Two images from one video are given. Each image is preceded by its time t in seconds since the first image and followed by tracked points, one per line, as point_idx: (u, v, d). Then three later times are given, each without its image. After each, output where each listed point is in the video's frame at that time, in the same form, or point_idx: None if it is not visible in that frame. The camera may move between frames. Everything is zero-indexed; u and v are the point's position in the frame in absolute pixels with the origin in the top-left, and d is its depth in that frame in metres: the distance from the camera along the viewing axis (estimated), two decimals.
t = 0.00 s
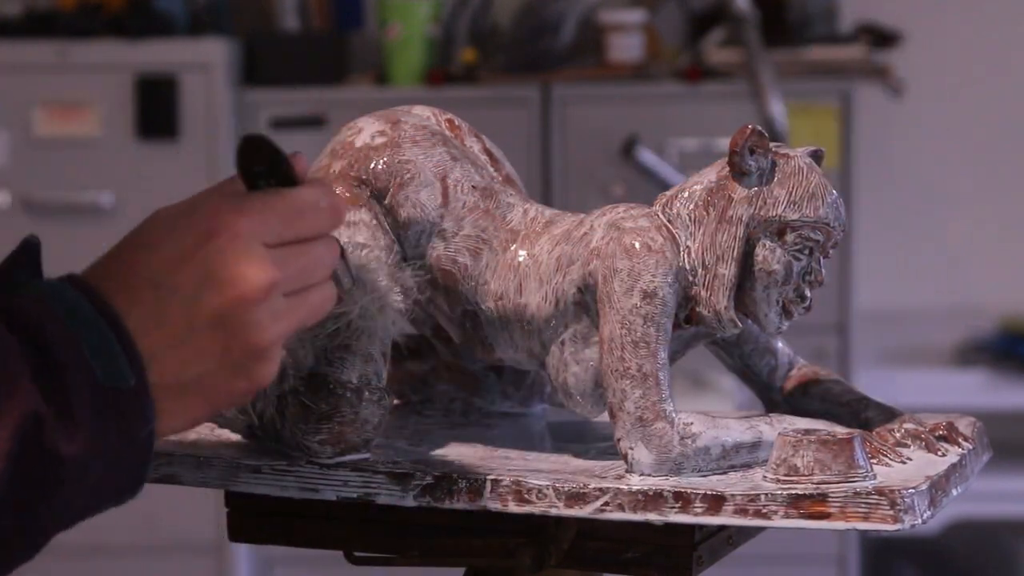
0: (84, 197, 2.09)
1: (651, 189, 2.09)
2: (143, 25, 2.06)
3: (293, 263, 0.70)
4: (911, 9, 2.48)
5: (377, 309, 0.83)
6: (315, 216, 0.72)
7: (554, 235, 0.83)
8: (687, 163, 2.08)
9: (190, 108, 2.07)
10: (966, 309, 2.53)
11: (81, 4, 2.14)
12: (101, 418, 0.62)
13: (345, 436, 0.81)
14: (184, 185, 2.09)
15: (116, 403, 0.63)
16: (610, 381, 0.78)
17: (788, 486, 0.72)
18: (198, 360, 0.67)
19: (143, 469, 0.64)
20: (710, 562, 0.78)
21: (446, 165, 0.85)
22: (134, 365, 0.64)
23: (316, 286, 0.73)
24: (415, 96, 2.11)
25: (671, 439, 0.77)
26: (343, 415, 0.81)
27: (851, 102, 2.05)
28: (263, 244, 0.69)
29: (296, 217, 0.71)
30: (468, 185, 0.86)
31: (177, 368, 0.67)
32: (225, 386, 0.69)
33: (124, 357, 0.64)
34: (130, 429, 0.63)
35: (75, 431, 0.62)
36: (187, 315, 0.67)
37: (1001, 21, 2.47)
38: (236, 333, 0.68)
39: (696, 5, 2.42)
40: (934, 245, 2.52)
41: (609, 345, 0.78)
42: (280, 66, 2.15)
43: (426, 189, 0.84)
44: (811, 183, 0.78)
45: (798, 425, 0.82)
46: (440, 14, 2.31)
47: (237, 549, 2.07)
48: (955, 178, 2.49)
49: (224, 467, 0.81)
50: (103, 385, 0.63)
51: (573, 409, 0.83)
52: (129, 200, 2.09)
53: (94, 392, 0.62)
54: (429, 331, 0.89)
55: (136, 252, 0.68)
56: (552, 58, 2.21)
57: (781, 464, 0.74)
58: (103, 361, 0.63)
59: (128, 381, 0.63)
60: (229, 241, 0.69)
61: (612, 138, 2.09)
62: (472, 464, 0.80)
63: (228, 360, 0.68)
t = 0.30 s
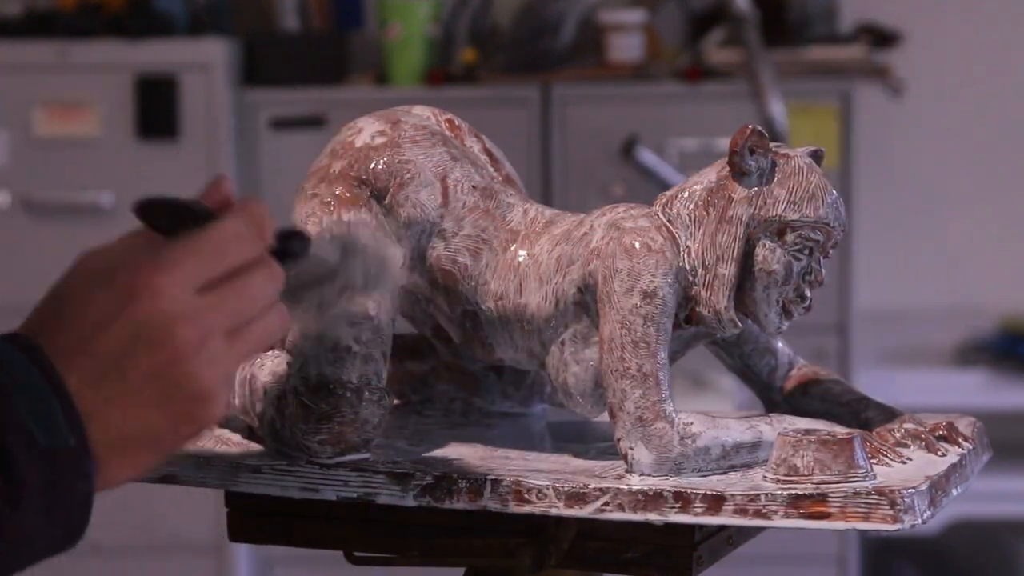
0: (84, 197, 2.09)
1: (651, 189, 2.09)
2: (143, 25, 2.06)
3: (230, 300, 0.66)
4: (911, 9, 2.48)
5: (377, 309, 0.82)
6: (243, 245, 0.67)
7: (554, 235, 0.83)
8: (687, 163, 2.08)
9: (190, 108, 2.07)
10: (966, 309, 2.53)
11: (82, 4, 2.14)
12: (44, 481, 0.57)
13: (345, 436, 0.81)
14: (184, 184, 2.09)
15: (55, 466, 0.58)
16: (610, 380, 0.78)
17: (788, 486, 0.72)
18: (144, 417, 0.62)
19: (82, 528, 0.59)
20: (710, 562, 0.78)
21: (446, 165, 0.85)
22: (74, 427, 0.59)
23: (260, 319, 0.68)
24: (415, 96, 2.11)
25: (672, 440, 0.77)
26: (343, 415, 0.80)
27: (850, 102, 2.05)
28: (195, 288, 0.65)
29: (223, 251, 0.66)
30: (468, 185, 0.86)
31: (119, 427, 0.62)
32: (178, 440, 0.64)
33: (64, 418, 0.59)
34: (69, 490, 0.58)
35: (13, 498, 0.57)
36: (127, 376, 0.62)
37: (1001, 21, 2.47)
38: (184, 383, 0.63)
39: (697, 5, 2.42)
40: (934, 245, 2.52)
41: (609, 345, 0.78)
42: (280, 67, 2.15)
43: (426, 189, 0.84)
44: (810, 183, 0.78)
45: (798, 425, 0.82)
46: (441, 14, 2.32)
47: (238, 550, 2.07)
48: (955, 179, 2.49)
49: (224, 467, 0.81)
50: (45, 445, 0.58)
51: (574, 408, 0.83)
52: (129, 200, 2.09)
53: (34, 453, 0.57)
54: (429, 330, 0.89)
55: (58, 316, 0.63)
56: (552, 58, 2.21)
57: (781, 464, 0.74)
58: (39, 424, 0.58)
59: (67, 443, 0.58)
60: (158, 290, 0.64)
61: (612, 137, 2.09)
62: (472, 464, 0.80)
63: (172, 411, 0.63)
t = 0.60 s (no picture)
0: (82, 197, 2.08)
1: (651, 190, 2.09)
2: (143, 25, 2.07)
3: (167, 153, 0.70)
4: (911, 9, 2.48)
5: (379, 309, 0.83)
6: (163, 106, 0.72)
7: (554, 235, 0.83)
8: (688, 163, 2.08)
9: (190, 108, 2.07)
10: (966, 309, 2.53)
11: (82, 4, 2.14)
12: (40, 368, 0.62)
13: (345, 436, 0.81)
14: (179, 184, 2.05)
15: (50, 356, 0.63)
16: (610, 381, 0.78)
17: (788, 486, 0.72)
18: (116, 278, 0.67)
19: (84, 410, 0.65)
20: (710, 562, 0.78)
21: (446, 165, 0.85)
22: (60, 310, 0.64)
23: (210, 174, 0.73)
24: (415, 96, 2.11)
25: (673, 440, 0.77)
26: (343, 414, 0.81)
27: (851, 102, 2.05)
28: (130, 147, 0.70)
29: (144, 112, 0.71)
30: (469, 186, 0.86)
31: (96, 297, 0.66)
32: (158, 298, 0.68)
33: (50, 308, 0.64)
34: (65, 373, 0.63)
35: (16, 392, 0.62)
36: (86, 244, 0.66)
37: (1002, 21, 2.46)
38: (143, 237, 0.68)
39: (697, 5, 2.42)
40: (934, 245, 2.52)
41: (609, 345, 0.78)
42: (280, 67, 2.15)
43: (426, 189, 0.84)
44: (811, 183, 0.78)
45: (798, 425, 0.82)
46: (441, 14, 2.32)
47: (238, 550, 2.07)
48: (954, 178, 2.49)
49: (224, 466, 0.81)
50: (35, 337, 0.63)
51: (574, 409, 0.83)
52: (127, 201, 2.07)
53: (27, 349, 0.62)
54: (429, 330, 0.90)
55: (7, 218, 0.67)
56: (552, 58, 2.22)
57: (781, 464, 0.74)
58: (28, 316, 0.63)
59: (60, 330, 0.63)
60: (95, 161, 0.68)
61: (612, 138, 2.09)
62: (472, 464, 0.80)
63: (142, 270, 0.67)
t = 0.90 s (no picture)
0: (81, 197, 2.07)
1: (651, 190, 2.09)
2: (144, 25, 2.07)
3: (192, 105, 0.76)
4: (911, 9, 2.48)
5: (379, 308, 0.83)
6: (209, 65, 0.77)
7: (554, 235, 0.83)
8: (687, 163, 2.08)
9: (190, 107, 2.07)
10: (966, 310, 2.53)
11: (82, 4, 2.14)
12: (33, 298, 0.70)
13: (345, 436, 0.80)
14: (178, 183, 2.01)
15: (50, 288, 0.71)
16: (610, 381, 0.78)
17: (787, 486, 0.72)
18: (128, 217, 0.77)
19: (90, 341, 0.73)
20: (710, 562, 0.78)
21: (446, 165, 0.86)
22: (62, 242, 0.72)
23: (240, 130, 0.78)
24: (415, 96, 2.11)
25: (674, 441, 0.77)
26: (343, 414, 0.80)
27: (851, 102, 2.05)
28: (162, 95, 0.76)
29: (179, 66, 0.76)
30: (469, 185, 0.86)
31: (110, 230, 0.77)
32: (164, 241, 0.78)
33: (49, 237, 0.72)
34: (63, 308, 0.71)
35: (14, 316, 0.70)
36: (106, 180, 0.76)
37: (1001, 22, 2.46)
38: (154, 181, 0.76)
39: (697, 5, 2.42)
40: (935, 245, 2.52)
41: (609, 345, 0.78)
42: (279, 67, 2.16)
43: (427, 189, 0.84)
44: (810, 183, 0.78)
45: (798, 425, 0.82)
46: (440, 14, 2.32)
47: (237, 550, 2.06)
48: (954, 178, 2.49)
49: (224, 466, 0.81)
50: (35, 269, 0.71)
51: (574, 408, 0.83)
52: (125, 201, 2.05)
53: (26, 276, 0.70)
54: (429, 330, 0.90)
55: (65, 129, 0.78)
56: (552, 58, 2.23)
57: (781, 464, 0.74)
58: (27, 242, 0.71)
59: (59, 260, 0.71)
60: (128, 100, 0.76)
61: (612, 137, 2.09)
62: (472, 463, 0.80)
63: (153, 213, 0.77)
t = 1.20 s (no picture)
0: (84, 197, 2.03)
1: (651, 190, 2.09)
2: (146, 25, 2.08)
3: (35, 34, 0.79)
4: (911, 9, 2.48)
5: (378, 308, 0.83)
6: None
7: (554, 235, 0.83)
8: (688, 163, 2.08)
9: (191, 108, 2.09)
10: (966, 310, 2.53)
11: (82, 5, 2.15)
12: None
13: (345, 436, 0.80)
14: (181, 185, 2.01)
15: None
16: (610, 381, 0.78)
17: (787, 486, 0.72)
18: None
19: None
20: (710, 562, 0.78)
21: (446, 165, 0.85)
22: None
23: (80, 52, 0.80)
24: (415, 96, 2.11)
25: (675, 441, 0.77)
26: (343, 414, 0.80)
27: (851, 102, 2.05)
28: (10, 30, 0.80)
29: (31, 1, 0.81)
30: (469, 185, 0.85)
31: None
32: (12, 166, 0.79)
33: None
34: None
35: None
36: None
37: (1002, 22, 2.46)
38: None
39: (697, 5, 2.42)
40: (936, 244, 2.52)
41: (609, 345, 0.78)
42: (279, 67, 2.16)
43: (426, 189, 0.84)
44: (810, 183, 0.78)
45: (798, 425, 0.82)
46: (440, 14, 2.32)
47: (238, 549, 2.06)
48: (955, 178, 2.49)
49: (225, 466, 0.81)
50: None
51: (574, 409, 0.83)
52: (129, 200, 2.03)
53: None
54: (428, 329, 0.90)
55: None
56: (552, 58, 2.24)
57: (781, 464, 0.74)
58: None
59: None
60: None
61: (613, 137, 2.09)
62: (472, 463, 0.80)
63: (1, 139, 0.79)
